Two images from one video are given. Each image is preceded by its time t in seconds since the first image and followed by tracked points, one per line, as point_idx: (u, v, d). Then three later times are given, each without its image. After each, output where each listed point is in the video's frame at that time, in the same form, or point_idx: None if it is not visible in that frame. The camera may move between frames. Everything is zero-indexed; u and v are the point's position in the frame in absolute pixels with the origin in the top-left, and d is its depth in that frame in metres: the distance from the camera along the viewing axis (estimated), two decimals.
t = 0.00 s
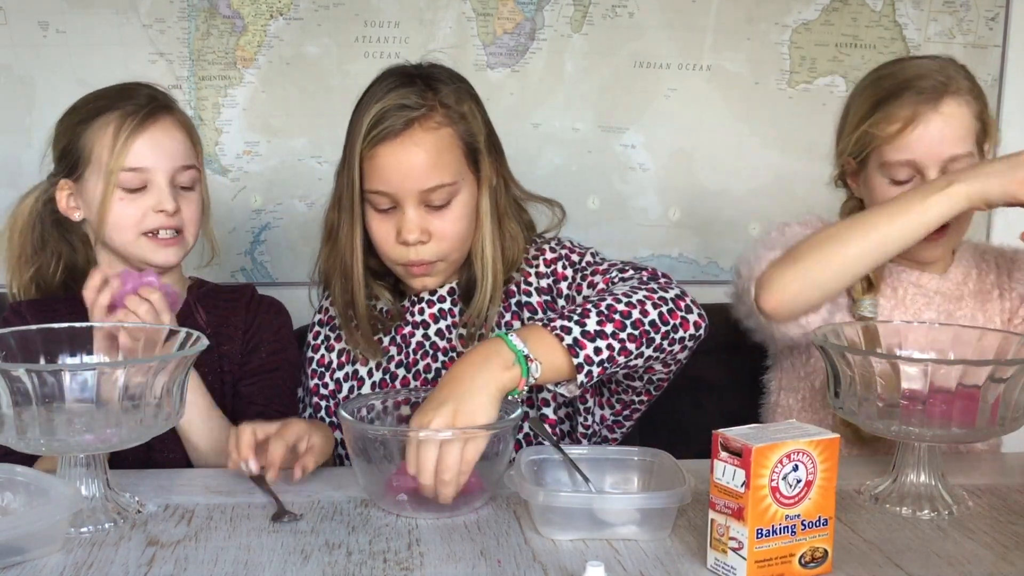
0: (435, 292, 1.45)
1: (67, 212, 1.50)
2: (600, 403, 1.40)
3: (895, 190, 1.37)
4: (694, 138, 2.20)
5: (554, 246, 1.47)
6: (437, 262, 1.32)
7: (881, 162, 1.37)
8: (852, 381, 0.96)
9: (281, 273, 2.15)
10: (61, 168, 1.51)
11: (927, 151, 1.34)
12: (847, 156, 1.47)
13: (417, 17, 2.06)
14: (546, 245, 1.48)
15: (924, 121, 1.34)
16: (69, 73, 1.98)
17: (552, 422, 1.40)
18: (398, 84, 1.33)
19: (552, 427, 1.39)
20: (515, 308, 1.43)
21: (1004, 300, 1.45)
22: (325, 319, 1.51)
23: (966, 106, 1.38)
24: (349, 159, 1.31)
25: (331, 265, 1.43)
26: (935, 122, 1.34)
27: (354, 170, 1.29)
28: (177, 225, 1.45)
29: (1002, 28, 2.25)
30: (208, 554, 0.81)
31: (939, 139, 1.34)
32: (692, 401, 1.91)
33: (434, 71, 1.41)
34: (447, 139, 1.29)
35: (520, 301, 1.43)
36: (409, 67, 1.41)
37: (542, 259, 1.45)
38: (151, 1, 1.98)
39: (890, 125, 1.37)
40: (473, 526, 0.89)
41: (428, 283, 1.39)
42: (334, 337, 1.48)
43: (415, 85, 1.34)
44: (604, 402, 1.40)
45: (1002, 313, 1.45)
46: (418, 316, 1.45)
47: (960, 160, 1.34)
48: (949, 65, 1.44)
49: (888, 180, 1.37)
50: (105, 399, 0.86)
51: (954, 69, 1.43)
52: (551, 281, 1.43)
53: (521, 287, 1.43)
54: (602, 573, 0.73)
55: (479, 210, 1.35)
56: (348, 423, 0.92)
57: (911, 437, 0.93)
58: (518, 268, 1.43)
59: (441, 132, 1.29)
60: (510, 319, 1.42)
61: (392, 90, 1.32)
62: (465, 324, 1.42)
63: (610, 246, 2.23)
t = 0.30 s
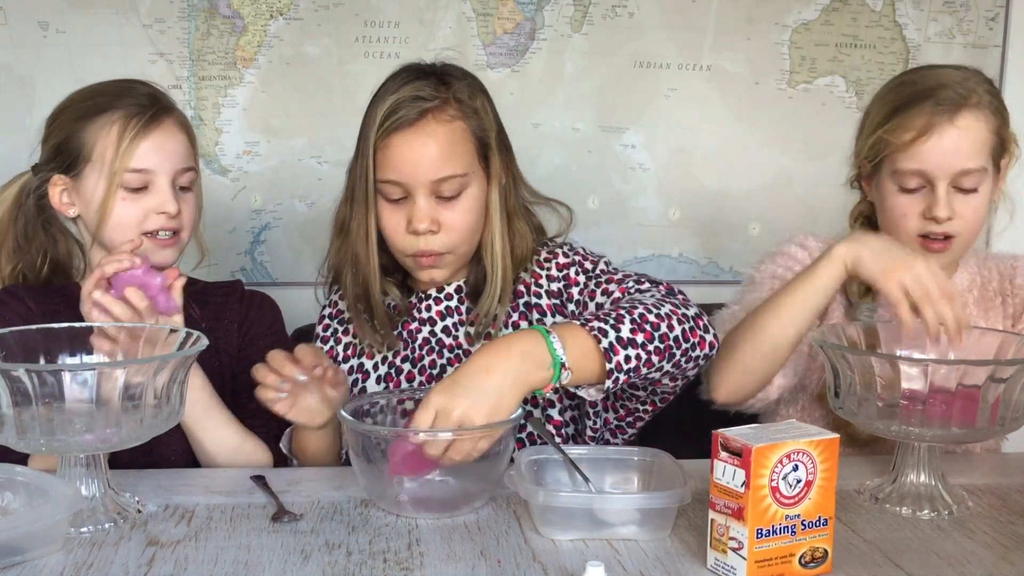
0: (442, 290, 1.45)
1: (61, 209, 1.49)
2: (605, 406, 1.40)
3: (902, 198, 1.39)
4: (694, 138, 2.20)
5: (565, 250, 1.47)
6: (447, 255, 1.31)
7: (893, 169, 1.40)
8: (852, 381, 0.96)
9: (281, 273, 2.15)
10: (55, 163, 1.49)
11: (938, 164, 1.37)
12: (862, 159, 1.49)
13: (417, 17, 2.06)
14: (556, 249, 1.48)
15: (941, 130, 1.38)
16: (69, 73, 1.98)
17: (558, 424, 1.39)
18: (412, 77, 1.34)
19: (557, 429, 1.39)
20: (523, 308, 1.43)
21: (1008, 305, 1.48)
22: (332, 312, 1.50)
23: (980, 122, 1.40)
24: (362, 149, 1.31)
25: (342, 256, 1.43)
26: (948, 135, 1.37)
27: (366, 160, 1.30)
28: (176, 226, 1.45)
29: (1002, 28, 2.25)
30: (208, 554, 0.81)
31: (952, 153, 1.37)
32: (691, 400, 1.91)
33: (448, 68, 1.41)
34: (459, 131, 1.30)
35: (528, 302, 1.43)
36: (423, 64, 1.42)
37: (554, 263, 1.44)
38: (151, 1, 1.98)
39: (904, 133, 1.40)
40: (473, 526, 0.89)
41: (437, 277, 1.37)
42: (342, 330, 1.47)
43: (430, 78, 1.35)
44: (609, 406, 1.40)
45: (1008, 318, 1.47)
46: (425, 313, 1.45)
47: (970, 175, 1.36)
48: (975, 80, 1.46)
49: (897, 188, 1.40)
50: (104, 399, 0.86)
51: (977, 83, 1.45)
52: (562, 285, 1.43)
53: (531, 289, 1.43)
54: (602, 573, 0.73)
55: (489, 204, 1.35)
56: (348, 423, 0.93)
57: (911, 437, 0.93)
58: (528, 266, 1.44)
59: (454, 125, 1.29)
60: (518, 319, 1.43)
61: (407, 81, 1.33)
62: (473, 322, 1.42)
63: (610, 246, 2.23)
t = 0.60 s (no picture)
0: (453, 287, 1.43)
1: (53, 211, 1.50)
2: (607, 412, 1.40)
3: (884, 201, 1.39)
4: (695, 138, 2.20)
5: (582, 261, 1.48)
6: (458, 242, 1.29)
7: (874, 172, 1.40)
8: (854, 381, 0.96)
9: (280, 273, 2.15)
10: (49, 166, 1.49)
11: (921, 165, 1.36)
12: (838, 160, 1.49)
13: (417, 17, 2.06)
14: (574, 256, 1.48)
15: (921, 131, 1.37)
16: (69, 73, 1.98)
17: (558, 426, 1.39)
18: (429, 65, 1.36)
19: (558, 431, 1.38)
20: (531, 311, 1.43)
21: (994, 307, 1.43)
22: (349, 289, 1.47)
23: (959, 121, 1.40)
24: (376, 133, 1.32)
25: (354, 245, 1.42)
26: (929, 136, 1.36)
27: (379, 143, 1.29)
28: (161, 235, 1.44)
29: (1002, 28, 2.25)
30: (208, 554, 0.81)
31: (935, 153, 1.36)
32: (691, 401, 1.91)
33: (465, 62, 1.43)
34: (472, 118, 1.30)
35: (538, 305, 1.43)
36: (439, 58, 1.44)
37: (571, 271, 1.45)
38: (151, 1, 1.98)
39: (883, 137, 1.39)
40: (473, 526, 0.89)
41: (444, 266, 1.33)
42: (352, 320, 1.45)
43: (446, 67, 1.36)
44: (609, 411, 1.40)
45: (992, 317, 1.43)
46: (437, 310, 1.43)
47: (952, 175, 1.36)
48: (950, 76, 1.45)
49: (879, 191, 1.39)
50: (105, 399, 0.86)
51: (952, 80, 1.44)
52: (575, 294, 1.43)
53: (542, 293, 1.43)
54: (602, 573, 0.73)
55: (498, 194, 1.34)
56: (349, 423, 0.92)
57: (911, 438, 0.93)
58: (536, 265, 1.44)
59: (467, 112, 1.30)
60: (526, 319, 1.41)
61: (425, 68, 1.35)
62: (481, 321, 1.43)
63: (610, 246, 2.23)
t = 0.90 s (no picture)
0: (465, 286, 1.43)
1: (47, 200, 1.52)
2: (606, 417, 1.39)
3: (865, 206, 1.35)
4: (695, 138, 2.20)
5: (592, 271, 1.47)
6: (471, 239, 1.29)
7: (852, 177, 1.35)
8: (856, 381, 0.96)
9: (280, 273, 2.15)
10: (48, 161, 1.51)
11: (900, 170, 1.31)
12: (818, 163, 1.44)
13: (417, 17, 2.06)
14: (586, 265, 1.48)
15: (897, 136, 1.32)
16: (69, 73, 1.98)
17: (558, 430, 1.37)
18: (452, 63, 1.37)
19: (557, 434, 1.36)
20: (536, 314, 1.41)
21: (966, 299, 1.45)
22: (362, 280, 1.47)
23: (937, 121, 1.34)
24: (394, 128, 1.32)
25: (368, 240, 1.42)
26: (907, 139, 1.31)
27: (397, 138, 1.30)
28: (130, 237, 1.42)
29: (1002, 28, 2.25)
30: (208, 554, 0.81)
31: (915, 156, 1.31)
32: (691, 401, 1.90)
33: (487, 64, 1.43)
34: (491, 116, 1.30)
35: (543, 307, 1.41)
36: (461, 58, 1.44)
37: (579, 280, 1.44)
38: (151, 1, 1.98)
39: (861, 142, 1.33)
40: (473, 526, 0.89)
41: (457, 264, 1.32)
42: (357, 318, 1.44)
43: (468, 66, 1.37)
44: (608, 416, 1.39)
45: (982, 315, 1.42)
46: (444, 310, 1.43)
47: (932, 176, 1.31)
48: (925, 73, 1.40)
49: (858, 196, 1.35)
50: (105, 400, 0.86)
51: (926, 78, 1.39)
52: (581, 303, 1.42)
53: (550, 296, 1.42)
54: (602, 573, 0.73)
55: (514, 194, 1.35)
56: (348, 423, 0.93)
57: (913, 438, 0.93)
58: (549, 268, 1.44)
59: (486, 111, 1.30)
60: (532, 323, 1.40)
61: (447, 66, 1.35)
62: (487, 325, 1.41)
63: (610, 246, 2.22)
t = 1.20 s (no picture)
0: (463, 287, 1.42)
1: (51, 203, 1.51)
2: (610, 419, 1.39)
3: (846, 216, 1.35)
4: (695, 138, 2.20)
5: (593, 273, 1.47)
6: (473, 242, 1.29)
7: (830, 190, 1.35)
8: (856, 381, 0.96)
9: (281, 273, 2.15)
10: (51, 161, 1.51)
11: (875, 179, 1.30)
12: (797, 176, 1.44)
13: (417, 17, 2.06)
14: (585, 266, 1.48)
15: (867, 149, 1.30)
16: (69, 73, 1.98)
17: (558, 430, 1.38)
18: (457, 65, 1.37)
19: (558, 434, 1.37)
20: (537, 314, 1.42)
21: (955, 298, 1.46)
22: (359, 281, 1.48)
23: (909, 126, 1.33)
24: (398, 130, 1.32)
25: (369, 242, 1.42)
26: (879, 148, 1.30)
27: (400, 140, 1.30)
28: (135, 235, 1.43)
29: (1002, 28, 2.25)
30: (208, 554, 0.81)
31: (888, 164, 1.30)
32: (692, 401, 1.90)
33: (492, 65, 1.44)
34: (495, 120, 1.30)
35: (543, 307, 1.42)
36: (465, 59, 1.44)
37: (581, 281, 1.45)
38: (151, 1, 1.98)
39: (833, 155, 1.33)
40: (473, 526, 0.89)
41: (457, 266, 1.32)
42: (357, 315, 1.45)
43: (472, 68, 1.37)
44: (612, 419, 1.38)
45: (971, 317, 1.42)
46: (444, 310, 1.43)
47: (910, 182, 1.30)
48: (889, 78, 1.40)
49: (839, 207, 1.35)
50: (105, 400, 0.86)
51: (891, 83, 1.40)
52: (582, 305, 1.43)
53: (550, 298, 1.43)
54: (602, 573, 0.73)
55: (516, 198, 1.35)
56: (348, 423, 0.93)
57: (913, 438, 0.93)
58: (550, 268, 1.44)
59: (490, 113, 1.30)
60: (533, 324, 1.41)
61: (453, 68, 1.35)
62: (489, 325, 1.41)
63: (610, 246, 2.22)
